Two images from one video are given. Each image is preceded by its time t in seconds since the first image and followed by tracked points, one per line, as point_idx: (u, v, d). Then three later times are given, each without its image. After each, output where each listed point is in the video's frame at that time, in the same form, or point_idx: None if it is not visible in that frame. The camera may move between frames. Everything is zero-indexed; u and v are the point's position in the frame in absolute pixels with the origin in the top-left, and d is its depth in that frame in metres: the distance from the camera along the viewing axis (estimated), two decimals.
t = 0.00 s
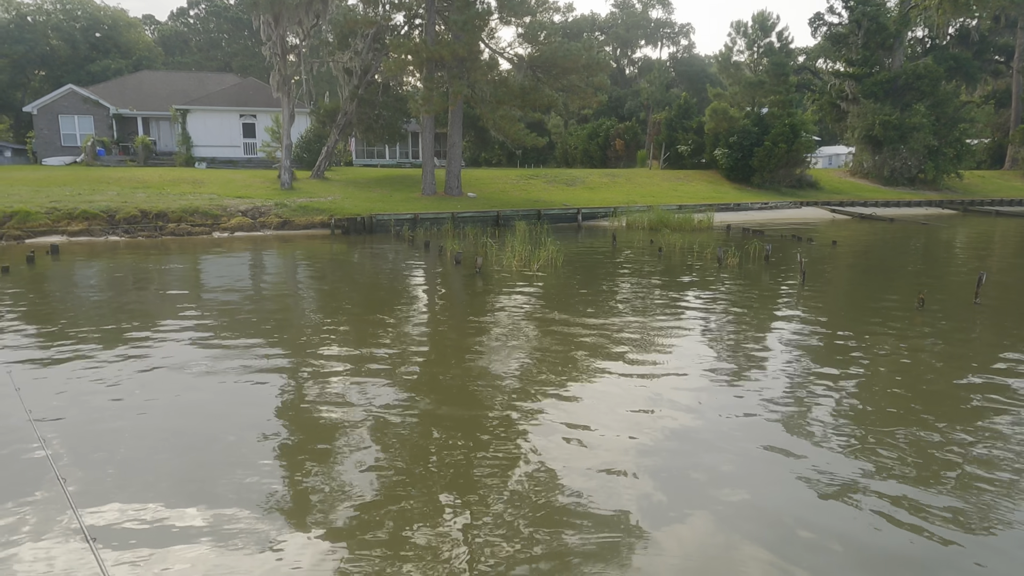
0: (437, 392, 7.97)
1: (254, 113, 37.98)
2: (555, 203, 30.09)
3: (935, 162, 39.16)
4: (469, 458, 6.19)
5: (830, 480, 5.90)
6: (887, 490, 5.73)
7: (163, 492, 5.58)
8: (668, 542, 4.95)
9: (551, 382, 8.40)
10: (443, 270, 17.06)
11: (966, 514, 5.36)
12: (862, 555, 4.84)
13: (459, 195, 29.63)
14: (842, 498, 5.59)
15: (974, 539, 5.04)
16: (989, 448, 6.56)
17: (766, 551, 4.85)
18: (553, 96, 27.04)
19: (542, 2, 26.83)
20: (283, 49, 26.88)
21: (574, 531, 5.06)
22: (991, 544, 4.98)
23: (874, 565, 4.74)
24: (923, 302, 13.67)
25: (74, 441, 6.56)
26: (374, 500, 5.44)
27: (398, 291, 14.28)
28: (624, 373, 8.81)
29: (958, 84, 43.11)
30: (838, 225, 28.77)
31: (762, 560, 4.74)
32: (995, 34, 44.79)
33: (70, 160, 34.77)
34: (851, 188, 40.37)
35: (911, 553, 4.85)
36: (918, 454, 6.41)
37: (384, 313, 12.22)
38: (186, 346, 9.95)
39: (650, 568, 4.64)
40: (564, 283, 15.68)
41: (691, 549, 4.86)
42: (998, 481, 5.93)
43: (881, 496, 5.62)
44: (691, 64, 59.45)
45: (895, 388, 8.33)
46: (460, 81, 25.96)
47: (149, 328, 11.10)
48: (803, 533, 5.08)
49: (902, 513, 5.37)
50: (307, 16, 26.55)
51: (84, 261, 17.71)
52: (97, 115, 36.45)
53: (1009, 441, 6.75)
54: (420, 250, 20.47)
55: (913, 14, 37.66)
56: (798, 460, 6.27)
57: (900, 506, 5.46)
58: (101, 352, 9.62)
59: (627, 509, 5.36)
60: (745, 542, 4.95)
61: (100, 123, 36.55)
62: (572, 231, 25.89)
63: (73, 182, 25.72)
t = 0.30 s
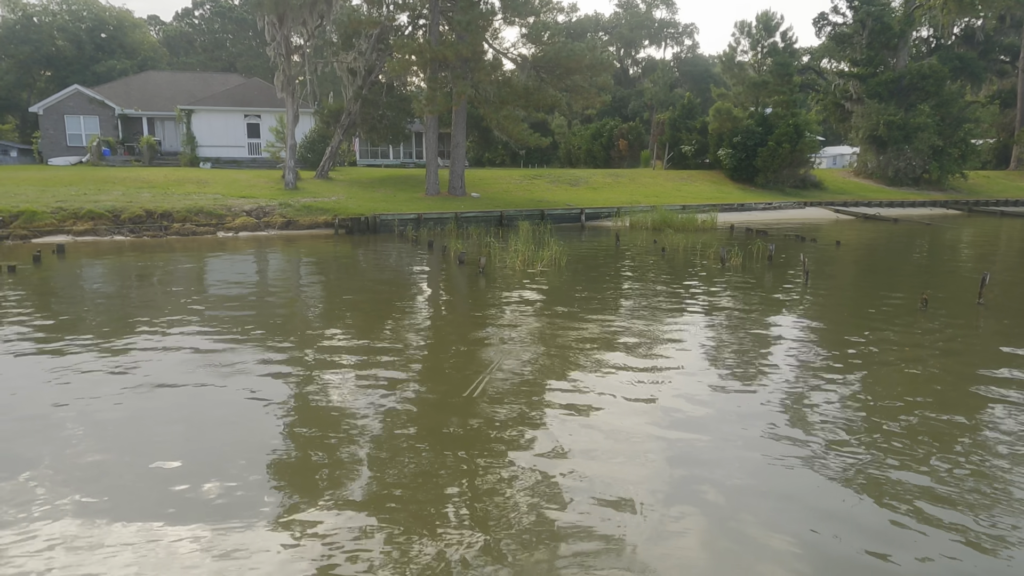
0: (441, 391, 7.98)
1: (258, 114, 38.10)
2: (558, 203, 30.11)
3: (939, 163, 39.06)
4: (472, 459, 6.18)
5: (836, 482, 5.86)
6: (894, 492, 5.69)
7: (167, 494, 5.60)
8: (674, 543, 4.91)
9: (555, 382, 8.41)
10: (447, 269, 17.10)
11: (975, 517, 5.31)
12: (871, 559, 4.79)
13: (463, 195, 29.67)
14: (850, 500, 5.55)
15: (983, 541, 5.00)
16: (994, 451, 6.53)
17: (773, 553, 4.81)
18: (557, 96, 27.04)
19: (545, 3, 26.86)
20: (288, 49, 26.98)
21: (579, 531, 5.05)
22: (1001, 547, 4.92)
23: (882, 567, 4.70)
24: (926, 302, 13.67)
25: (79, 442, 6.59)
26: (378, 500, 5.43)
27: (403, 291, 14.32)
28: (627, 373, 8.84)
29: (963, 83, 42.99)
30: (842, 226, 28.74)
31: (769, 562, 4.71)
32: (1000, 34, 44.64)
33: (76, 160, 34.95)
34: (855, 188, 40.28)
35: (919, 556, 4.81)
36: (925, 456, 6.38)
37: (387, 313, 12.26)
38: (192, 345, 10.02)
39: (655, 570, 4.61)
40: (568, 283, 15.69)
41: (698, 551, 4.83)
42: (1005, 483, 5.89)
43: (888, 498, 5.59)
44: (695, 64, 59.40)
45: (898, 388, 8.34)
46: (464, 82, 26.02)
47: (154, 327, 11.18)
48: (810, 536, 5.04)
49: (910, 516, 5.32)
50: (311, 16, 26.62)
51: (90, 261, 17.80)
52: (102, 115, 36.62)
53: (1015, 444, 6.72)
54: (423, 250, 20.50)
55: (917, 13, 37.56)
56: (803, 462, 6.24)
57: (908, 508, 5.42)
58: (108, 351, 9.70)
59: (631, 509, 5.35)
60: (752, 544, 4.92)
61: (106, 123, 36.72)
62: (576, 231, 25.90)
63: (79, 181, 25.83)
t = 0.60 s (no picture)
0: (442, 392, 7.99)
1: (259, 113, 38.13)
2: (558, 203, 30.11)
3: (939, 162, 39.05)
4: (477, 458, 6.22)
5: (840, 481, 5.89)
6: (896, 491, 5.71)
7: (176, 490, 5.64)
8: (678, 543, 4.93)
9: (557, 381, 8.42)
10: (447, 269, 17.10)
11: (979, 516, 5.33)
12: (876, 557, 4.80)
13: (463, 194, 29.68)
14: (853, 500, 5.57)
15: (988, 541, 5.00)
16: (993, 448, 6.57)
17: (777, 552, 4.83)
18: (558, 95, 27.02)
19: (546, 2, 26.88)
20: (288, 48, 26.99)
21: (584, 531, 5.07)
22: (1005, 547, 4.93)
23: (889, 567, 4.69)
24: (926, 302, 13.70)
25: (85, 439, 6.63)
26: (383, 501, 5.45)
27: (403, 291, 14.30)
28: (629, 372, 8.85)
29: (963, 83, 42.95)
30: (842, 225, 28.76)
31: (773, 562, 4.72)
32: (1001, 33, 44.63)
33: (77, 159, 34.98)
34: (855, 187, 40.27)
35: (922, 553, 4.83)
36: (928, 454, 6.39)
37: (387, 312, 12.24)
38: (194, 344, 10.04)
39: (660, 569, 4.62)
40: (568, 282, 15.66)
41: (703, 550, 4.84)
42: (1004, 480, 5.92)
43: (890, 498, 5.59)
44: (696, 64, 59.39)
45: (899, 388, 8.34)
46: (464, 81, 26.02)
47: (156, 326, 11.20)
48: (815, 536, 5.04)
49: (913, 515, 5.33)
50: (312, 16, 26.62)
51: (92, 260, 17.83)
52: (103, 114, 36.65)
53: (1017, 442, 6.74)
54: (424, 250, 20.51)
55: (918, 12, 37.54)
56: (805, 461, 6.25)
57: (910, 506, 5.44)
58: (111, 350, 9.73)
59: (635, 509, 5.38)
60: (757, 544, 4.92)
61: (107, 122, 36.76)
62: (576, 230, 25.90)
63: (80, 181, 25.85)
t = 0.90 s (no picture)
0: (438, 392, 7.99)
1: (255, 113, 38.09)
2: (555, 202, 30.13)
3: (934, 161, 39.18)
4: (473, 459, 6.20)
5: (831, 480, 5.91)
6: (893, 492, 5.70)
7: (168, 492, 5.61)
8: (676, 545, 4.91)
9: (552, 382, 8.42)
10: (443, 268, 17.12)
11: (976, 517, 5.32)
12: (874, 559, 4.78)
13: (459, 194, 29.69)
14: (850, 500, 5.56)
15: (985, 542, 5.00)
16: (986, 447, 6.60)
17: (774, 554, 4.82)
18: (554, 95, 27.04)
19: (542, 2, 26.90)
20: (284, 48, 26.97)
21: (581, 531, 5.04)
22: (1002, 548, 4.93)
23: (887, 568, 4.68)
24: (920, 301, 13.76)
25: (79, 440, 6.64)
26: (378, 502, 5.43)
27: (400, 291, 14.28)
28: (625, 372, 8.86)
29: (958, 82, 43.10)
30: (837, 224, 28.87)
31: (770, 563, 4.71)
32: (996, 33, 44.81)
33: (72, 159, 34.89)
34: (851, 187, 40.42)
35: (912, 552, 4.86)
36: (922, 454, 6.41)
37: (384, 312, 12.22)
38: (189, 344, 10.05)
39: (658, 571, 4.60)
40: (564, 282, 15.71)
41: (700, 552, 4.82)
42: (999, 481, 5.93)
43: (885, 498, 5.59)
44: (692, 63, 59.51)
45: (895, 389, 8.32)
46: (460, 80, 26.03)
47: (151, 326, 11.19)
48: (812, 537, 5.03)
49: (910, 517, 5.32)
50: (308, 15, 26.58)
51: (87, 260, 17.81)
52: (98, 113, 36.58)
53: (1011, 442, 6.76)
54: (420, 249, 20.56)
55: (912, 13, 37.69)
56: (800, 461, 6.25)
57: (906, 507, 5.44)
58: (106, 351, 9.72)
59: (630, 509, 5.37)
60: (754, 546, 4.90)
61: (102, 122, 36.68)
62: (572, 230, 25.95)
63: (75, 180, 25.80)
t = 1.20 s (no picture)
0: (427, 393, 7.97)
1: (241, 113, 37.86)
2: (543, 203, 30.16)
3: (918, 162, 39.56)
4: (463, 462, 6.16)
5: (819, 478, 5.94)
6: (881, 489, 5.74)
7: (149, 499, 5.49)
8: (668, 546, 4.89)
9: (542, 383, 8.42)
10: (432, 269, 17.10)
11: (963, 512, 5.38)
12: (864, 555, 4.82)
13: (448, 195, 29.66)
14: (841, 498, 5.57)
15: (974, 539, 5.04)
16: (971, 444, 6.66)
17: (764, 551, 4.83)
18: (541, 96, 27.08)
19: (529, 3, 26.94)
20: (271, 48, 26.82)
21: (573, 533, 5.01)
22: (989, 540, 4.98)
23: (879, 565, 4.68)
24: (902, 300, 13.96)
25: (64, 443, 6.56)
26: (368, 505, 5.38)
27: (388, 292, 14.26)
28: (615, 372, 8.87)
29: (941, 84, 43.59)
30: (823, 224, 29.10)
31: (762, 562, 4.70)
32: (978, 35, 45.34)
33: (55, 160, 34.51)
34: (836, 187, 40.79)
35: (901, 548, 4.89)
36: (910, 451, 6.46)
37: (372, 314, 12.21)
38: (176, 346, 9.97)
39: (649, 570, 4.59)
40: (552, 282, 15.77)
41: (690, 553, 4.80)
42: (984, 476, 6.00)
43: (873, 495, 5.63)
44: (679, 65, 59.83)
45: (881, 387, 8.39)
46: (448, 81, 26.01)
47: (137, 328, 11.09)
48: (802, 534, 5.05)
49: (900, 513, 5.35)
50: (294, 15, 26.45)
51: (71, 262, 17.63)
52: (82, 114, 36.22)
53: (997, 438, 6.83)
54: (408, 250, 20.52)
55: (896, 15, 38.12)
56: (788, 460, 6.26)
57: (897, 506, 5.46)
58: (91, 353, 9.62)
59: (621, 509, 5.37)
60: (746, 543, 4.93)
61: (86, 123, 36.31)
62: (560, 231, 26.00)
63: (59, 181, 25.53)
